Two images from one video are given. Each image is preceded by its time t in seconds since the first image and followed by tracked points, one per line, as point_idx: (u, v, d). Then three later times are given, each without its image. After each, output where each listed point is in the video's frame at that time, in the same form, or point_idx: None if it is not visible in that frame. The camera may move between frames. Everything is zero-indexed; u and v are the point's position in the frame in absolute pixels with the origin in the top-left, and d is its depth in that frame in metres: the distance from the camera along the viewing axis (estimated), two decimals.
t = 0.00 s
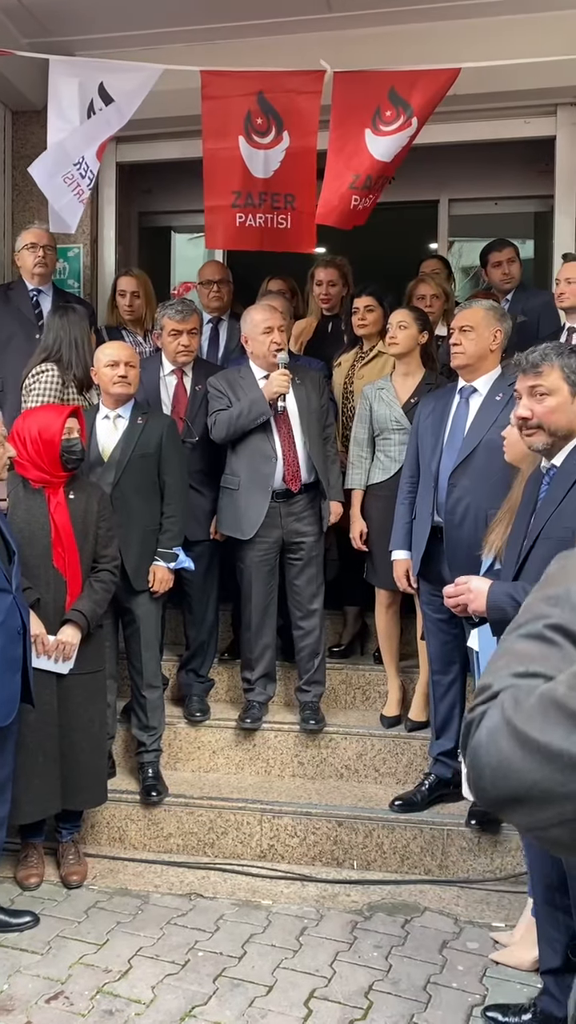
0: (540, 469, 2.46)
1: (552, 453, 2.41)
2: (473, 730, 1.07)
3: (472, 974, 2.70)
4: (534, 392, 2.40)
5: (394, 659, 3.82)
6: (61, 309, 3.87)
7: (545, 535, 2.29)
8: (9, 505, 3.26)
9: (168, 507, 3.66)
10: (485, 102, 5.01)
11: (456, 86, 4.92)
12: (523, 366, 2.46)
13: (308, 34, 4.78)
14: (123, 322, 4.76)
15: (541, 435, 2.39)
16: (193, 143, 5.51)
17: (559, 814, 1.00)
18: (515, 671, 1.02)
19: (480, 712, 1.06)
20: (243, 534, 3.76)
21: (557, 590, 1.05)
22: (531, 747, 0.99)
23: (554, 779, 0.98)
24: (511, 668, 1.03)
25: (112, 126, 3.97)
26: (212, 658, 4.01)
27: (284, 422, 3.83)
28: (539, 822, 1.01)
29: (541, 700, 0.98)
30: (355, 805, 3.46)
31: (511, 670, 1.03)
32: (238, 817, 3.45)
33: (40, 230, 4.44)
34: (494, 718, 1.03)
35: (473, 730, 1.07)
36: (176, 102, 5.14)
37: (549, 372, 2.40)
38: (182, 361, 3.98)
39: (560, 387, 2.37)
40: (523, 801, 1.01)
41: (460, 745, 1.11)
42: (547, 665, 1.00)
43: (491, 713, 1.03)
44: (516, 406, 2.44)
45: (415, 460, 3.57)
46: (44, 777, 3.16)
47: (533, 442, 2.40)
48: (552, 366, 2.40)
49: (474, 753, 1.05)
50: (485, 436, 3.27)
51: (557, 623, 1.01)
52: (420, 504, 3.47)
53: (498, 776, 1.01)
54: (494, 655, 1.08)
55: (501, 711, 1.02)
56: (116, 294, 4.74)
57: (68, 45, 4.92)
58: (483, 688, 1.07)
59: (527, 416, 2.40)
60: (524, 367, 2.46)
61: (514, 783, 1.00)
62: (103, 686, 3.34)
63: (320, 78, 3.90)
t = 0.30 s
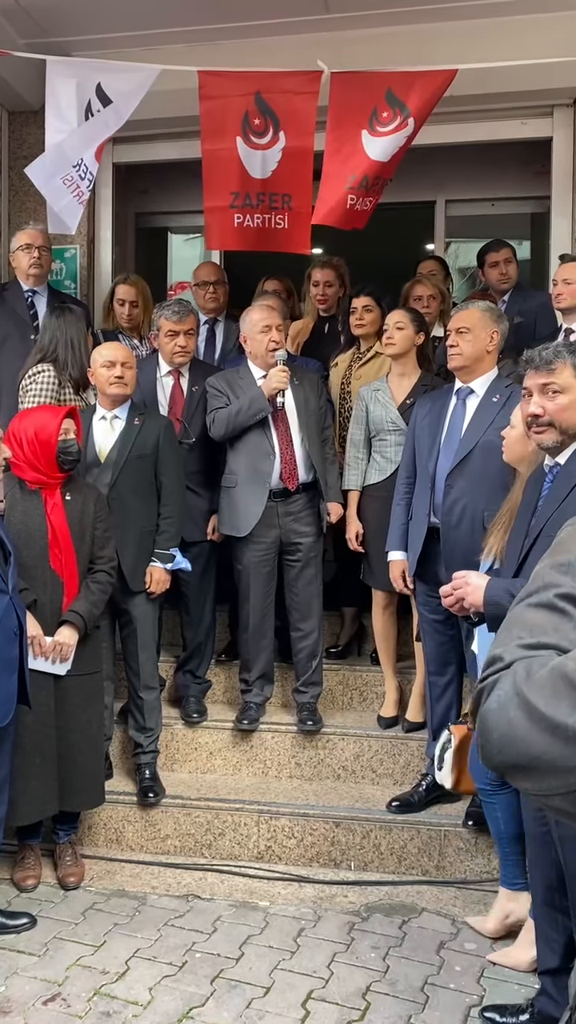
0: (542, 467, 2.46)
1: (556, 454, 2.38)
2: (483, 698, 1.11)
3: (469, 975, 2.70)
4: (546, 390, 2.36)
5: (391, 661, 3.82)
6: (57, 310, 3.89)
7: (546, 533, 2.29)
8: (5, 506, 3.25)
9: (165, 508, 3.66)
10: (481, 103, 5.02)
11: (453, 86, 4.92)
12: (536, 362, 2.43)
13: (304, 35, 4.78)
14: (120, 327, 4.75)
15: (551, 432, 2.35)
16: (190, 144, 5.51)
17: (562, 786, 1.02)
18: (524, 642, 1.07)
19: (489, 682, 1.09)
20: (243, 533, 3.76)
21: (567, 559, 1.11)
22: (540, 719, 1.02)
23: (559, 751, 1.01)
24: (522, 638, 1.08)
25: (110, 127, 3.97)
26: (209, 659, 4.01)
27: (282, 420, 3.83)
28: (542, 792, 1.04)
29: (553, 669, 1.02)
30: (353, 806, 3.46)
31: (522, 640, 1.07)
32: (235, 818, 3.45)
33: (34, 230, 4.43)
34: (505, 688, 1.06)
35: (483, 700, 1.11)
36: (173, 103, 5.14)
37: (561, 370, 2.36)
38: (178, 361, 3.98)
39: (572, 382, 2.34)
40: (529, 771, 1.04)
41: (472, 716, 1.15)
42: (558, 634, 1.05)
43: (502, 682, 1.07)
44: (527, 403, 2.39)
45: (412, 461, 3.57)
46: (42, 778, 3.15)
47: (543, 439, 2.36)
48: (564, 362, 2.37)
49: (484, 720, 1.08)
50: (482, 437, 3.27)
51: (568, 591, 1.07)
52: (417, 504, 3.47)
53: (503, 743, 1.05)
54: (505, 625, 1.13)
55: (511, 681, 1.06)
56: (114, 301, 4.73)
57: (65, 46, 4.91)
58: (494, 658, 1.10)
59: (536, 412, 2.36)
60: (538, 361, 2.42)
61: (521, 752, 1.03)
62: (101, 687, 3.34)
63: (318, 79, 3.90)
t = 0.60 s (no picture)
0: (544, 468, 2.44)
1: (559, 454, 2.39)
2: (491, 727, 1.20)
3: (468, 976, 2.70)
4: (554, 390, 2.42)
5: (390, 662, 3.83)
6: (58, 309, 3.88)
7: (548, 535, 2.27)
8: (5, 507, 3.25)
9: (163, 509, 3.66)
10: (479, 105, 5.03)
11: (451, 89, 4.93)
12: (542, 362, 2.47)
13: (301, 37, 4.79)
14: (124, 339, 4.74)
15: (557, 432, 2.39)
16: (189, 146, 5.52)
17: None
18: (527, 666, 1.17)
19: (498, 706, 1.19)
20: (237, 533, 3.76)
21: (558, 574, 1.19)
22: (551, 742, 1.12)
23: (572, 772, 1.12)
24: (523, 663, 1.18)
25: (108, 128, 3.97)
26: (208, 660, 4.02)
27: (278, 419, 3.84)
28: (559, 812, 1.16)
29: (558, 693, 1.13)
30: (352, 808, 3.46)
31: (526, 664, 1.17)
32: (234, 819, 3.45)
33: (29, 231, 4.43)
34: (515, 717, 1.16)
35: (492, 728, 1.20)
36: (171, 104, 5.14)
37: (569, 370, 2.41)
38: (177, 363, 3.97)
39: None
40: (544, 791, 1.15)
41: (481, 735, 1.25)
42: (560, 653, 1.15)
43: (510, 707, 1.17)
44: (533, 402, 2.46)
45: (411, 462, 3.57)
46: (41, 779, 3.15)
47: (548, 438, 2.39)
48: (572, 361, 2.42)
49: (497, 743, 1.18)
50: (481, 438, 3.27)
51: (562, 610, 1.16)
52: (416, 506, 3.47)
53: (519, 769, 1.15)
54: (505, 647, 1.22)
55: (521, 706, 1.15)
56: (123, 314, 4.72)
57: (64, 47, 4.92)
58: (497, 686, 1.20)
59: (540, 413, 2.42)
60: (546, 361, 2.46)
61: (537, 777, 1.14)
62: (100, 690, 3.35)
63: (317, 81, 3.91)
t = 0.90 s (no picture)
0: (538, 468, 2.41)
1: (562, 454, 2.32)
2: (486, 754, 1.13)
3: (467, 978, 2.70)
4: (554, 393, 2.42)
5: (388, 663, 3.83)
6: (57, 309, 3.88)
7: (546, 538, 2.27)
8: (3, 509, 3.24)
9: (162, 510, 3.66)
10: (478, 107, 5.04)
11: (450, 90, 4.94)
12: (548, 362, 2.48)
13: (300, 40, 4.80)
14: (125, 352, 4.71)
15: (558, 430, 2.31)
16: (188, 147, 5.52)
17: None
18: (516, 685, 1.11)
19: (490, 732, 1.11)
20: (218, 533, 3.82)
21: (529, 583, 1.16)
22: (555, 764, 1.05)
23: None
24: (511, 681, 1.11)
25: (107, 131, 3.97)
26: (206, 662, 4.02)
27: (271, 420, 3.85)
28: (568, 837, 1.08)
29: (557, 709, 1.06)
30: (350, 809, 3.46)
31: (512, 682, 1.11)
32: (232, 820, 3.45)
33: (27, 232, 4.41)
34: (515, 740, 1.08)
35: (488, 756, 1.12)
36: (170, 105, 5.14)
37: (573, 371, 2.42)
38: (176, 364, 3.97)
39: None
40: (551, 818, 1.06)
41: (472, 765, 1.17)
42: (547, 664, 1.10)
43: (506, 731, 1.09)
44: (539, 402, 2.43)
45: (410, 463, 3.57)
46: (40, 780, 3.15)
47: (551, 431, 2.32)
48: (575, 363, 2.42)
49: (496, 773, 1.10)
50: (479, 439, 3.27)
51: (541, 621, 1.12)
52: (415, 507, 3.47)
53: (526, 798, 1.07)
54: (483, 667, 1.15)
55: (516, 729, 1.08)
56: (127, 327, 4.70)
57: (64, 49, 4.93)
58: (487, 708, 1.12)
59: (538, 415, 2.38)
60: (553, 363, 2.47)
61: (545, 803, 1.06)
62: (99, 691, 3.34)
63: (316, 81, 3.91)
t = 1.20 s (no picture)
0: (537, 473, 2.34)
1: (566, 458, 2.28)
2: (482, 791, 1.01)
3: (466, 979, 2.70)
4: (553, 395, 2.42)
5: (387, 664, 3.83)
6: (62, 312, 3.91)
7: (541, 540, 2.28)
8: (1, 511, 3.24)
9: (161, 511, 3.67)
10: (477, 109, 5.04)
11: (449, 92, 4.94)
12: (546, 364, 2.48)
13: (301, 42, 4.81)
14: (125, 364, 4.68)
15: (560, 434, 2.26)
16: (188, 149, 5.52)
17: None
18: (508, 714, 0.99)
19: (486, 767, 0.99)
20: (211, 533, 3.86)
21: (507, 605, 1.05)
22: (562, 793, 0.94)
23: None
24: (502, 710, 1.00)
25: (107, 134, 3.97)
26: (205, 663, 4.01)
27: (265, 420, 3.85)
28: None
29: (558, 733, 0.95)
30: (349, 811, 3.46)
31: (503, 713, 0.99)
32: (231, 822, 3.45)
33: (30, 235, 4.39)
34: (516, 772, 0.96)
35: (485, 794, 1.00)
36: (170, 107, 5.15)
37: (570, 373, 2.42)
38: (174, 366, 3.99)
39: None
40: (560, 852, 0.96)
41: (465, 802, 1.05)
42: (537, 690, 1.00)
43: (503, 765, 0.97)
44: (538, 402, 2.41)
45: (410, 464, 3.58)
46: (39, 781, 3.15)
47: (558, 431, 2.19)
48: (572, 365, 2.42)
49: (496, 809, 0.98)
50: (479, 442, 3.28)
51: (523, 645, 1.02)
52: (415, 508, 3.47)
53: (533, 835, 0.96)
54: (468, 698, 1.03)
55: (514, 762, 0.96)
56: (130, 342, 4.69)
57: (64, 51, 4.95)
58: (478, 741, 1.01)
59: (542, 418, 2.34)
60: (550, 366, 2.48)
61: (554, 837, 0.95)
62: (99, 692, 3.34)
63: (316, 83, 3.92)
